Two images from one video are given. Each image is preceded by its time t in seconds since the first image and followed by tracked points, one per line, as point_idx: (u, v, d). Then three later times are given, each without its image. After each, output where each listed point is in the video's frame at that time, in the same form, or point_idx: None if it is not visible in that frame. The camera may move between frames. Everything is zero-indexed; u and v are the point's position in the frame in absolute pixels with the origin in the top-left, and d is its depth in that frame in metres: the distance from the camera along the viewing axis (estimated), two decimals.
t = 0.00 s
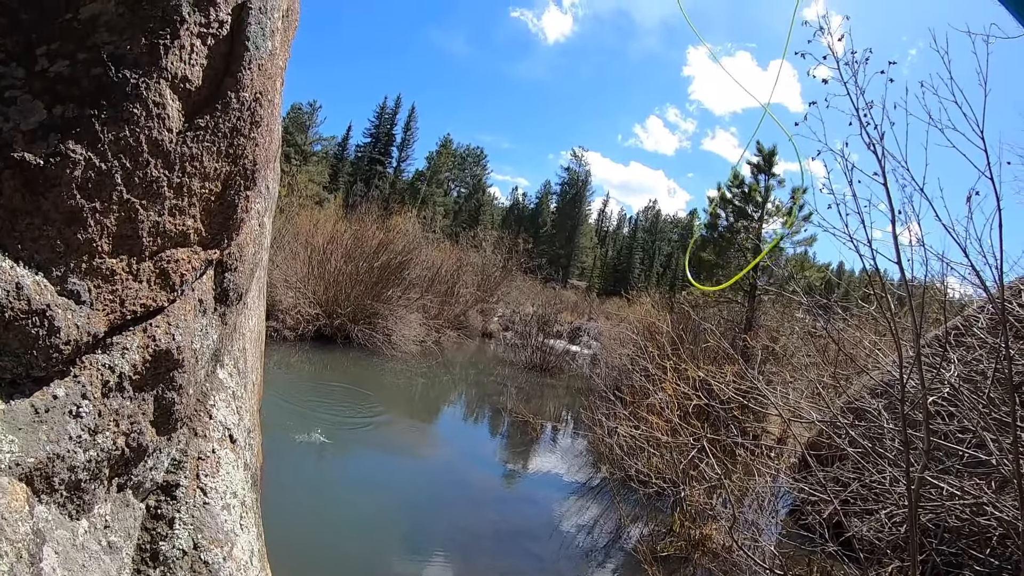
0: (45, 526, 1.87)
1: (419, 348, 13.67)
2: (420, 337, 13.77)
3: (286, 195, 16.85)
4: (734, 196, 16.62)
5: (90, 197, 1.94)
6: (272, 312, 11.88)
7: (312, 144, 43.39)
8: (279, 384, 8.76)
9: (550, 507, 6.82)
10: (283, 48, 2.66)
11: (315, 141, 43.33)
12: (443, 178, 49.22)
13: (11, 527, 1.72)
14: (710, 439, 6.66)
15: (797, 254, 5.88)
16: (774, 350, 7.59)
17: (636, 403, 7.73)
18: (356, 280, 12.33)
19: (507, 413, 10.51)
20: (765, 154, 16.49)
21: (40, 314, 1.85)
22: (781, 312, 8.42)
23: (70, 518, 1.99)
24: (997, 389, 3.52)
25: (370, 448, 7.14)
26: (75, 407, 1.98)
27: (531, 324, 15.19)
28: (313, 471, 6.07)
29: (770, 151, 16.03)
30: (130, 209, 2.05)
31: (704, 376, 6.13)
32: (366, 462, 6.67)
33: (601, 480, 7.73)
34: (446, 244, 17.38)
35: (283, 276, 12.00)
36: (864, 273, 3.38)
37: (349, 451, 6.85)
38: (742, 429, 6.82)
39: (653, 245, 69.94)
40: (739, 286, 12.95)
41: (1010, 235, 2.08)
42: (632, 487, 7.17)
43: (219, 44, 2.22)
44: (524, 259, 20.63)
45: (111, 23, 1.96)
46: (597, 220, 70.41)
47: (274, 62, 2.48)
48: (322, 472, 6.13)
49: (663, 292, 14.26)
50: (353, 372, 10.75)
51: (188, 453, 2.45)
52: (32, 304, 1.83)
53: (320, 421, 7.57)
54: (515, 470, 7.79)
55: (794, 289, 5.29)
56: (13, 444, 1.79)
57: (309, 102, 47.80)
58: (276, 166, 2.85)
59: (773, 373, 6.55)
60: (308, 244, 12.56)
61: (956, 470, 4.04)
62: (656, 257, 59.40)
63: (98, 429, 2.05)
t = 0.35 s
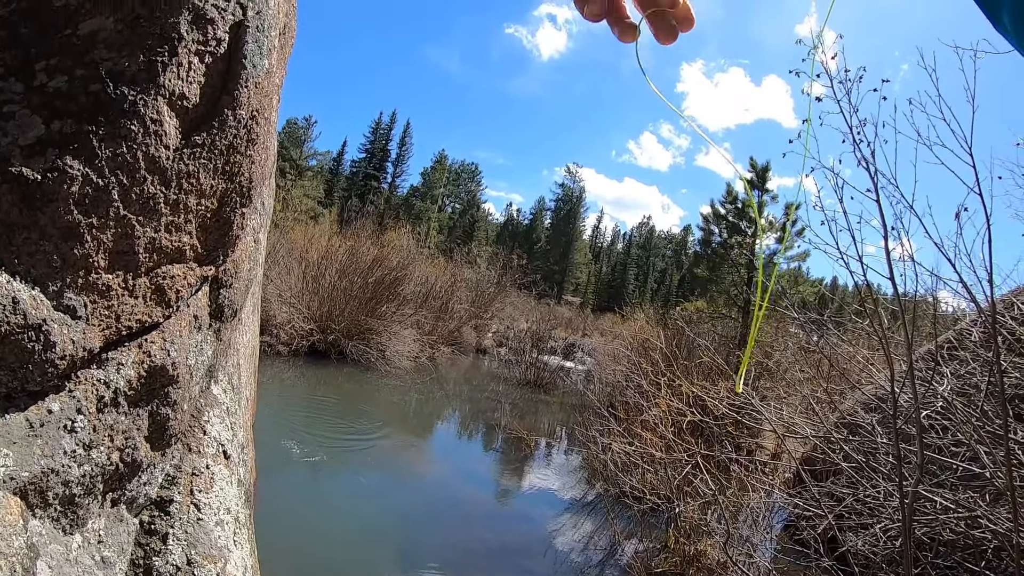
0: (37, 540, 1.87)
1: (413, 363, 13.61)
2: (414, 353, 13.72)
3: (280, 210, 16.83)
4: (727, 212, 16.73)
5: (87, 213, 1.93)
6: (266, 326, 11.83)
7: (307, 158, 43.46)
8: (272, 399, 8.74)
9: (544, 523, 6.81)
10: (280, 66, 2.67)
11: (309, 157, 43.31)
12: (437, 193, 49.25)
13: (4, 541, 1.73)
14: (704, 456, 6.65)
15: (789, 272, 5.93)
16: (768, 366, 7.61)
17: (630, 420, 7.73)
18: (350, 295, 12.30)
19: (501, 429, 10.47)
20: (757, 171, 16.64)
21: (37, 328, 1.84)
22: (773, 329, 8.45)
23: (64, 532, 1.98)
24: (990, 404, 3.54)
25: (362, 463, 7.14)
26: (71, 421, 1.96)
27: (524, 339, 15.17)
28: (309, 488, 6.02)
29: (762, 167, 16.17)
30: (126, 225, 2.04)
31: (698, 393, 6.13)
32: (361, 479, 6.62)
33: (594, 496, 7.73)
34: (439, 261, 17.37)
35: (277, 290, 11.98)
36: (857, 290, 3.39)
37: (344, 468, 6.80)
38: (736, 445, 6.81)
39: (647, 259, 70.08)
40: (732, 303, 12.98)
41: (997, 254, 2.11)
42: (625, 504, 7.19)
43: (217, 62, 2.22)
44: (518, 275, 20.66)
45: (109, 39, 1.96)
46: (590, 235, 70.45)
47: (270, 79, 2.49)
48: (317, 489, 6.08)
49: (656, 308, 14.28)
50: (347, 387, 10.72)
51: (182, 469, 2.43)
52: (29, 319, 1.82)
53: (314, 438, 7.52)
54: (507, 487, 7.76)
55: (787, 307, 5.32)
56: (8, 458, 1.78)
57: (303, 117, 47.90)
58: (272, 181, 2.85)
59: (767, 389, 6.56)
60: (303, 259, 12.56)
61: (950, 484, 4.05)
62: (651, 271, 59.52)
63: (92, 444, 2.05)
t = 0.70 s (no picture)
0: (28, 552, 1.85)
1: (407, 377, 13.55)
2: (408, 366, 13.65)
3: (275, 222, 16.81)
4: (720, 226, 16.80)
5: (81, 224, 1.93)
6: (259, 339, 11.75)
7: (302, 170, 43.43)
8: (265, 411, 8.72)
9: (537, 537, 6.79)
10: (275, 79, 2.68)
11: (303, 168, 43.24)
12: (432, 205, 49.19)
13: None
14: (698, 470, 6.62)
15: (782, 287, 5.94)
16: (761, 380, 7.60)
17: (623, 434, 7.73)
18: (344, 308, 12.26)
19: (495, 442, 10.44)
20: (750, 185, 16.74)
21: (28, 339, 1.83)
22: (767, 343, 8.46)
23: (54, 544, 1.95)
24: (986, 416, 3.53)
25: (355, 475, 7.11)
26: (62, 433, 1.95)
27: (518, 353, 15.14)
28: (301, 502, 5.95)
29: (755, 182, 16.26)
30: (120, 236, 2.04)
31: (692, 408, 6.12)
32: (356, 493, 6.56)
33: (588, 510, 7.70)
34: (433, 274, 17.37)
35: (271, 302, 11.93)
36: (850, 303, 3.40)
37: (337, 482, 6.73)
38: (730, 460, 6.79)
39: (642, 272, 70.00)
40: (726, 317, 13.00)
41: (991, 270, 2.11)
42: (619, 518, 7.15)
43: (212, 75, 2.23)
44: (513, 288, 20.63)
45: (106, 50, 1.98)
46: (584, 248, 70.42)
47: (266, 93, 2.50)
48: (311, 504, 6.01)
49: (650, 321, 14.28)
50: (340, 400, 10.69)
51: (173, 482, 2.41)
52: (20, 329, 1.81)
53: (308, 451, 7.45)
54: (500, 501, 7.72)
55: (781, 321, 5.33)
56: None
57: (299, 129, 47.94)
58: (266, 195, 2.84)
59: (761, 403, 6.55)
60: (297, 271, 12.53)
61: (945, 495, 4.05)
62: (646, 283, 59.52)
63: (83, 456, 2.02)
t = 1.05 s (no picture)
0: (20, 558, 1.83)
1: (399, 384, 13.52)
2: (401, 372, 13.63)
3: (267, 227, 16.77)
4: (712, 233, 16.86)
5: (74, 228, 1.93)
6: (251, 345, 11.74)
7: (295, 176, 43.41)
8: (257, 417, 8.71)
9: (530, 543, 6.78)
10: (269, 84, 2.68)
11: (296, 174, 43.13)
12: (426, 210, 49.17)
13: None
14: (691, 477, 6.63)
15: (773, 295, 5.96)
16: (753, 387, 7.63)
17: (616, 440, 7.74)
18: (337, 315, 12.25)
19: (487, 449, 10.43)
20: (742, 192, 16.84)
21: (20, 343, 1.83)
22: (759, 350, 8.49)
23: (46, 550, 1.94)
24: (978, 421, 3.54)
25: (348, 481, 7.11)
26: (54, 438, 1.93)
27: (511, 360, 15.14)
28: (294, 508, 5.95)
29: (748, 190, 16.34)
30: (114, 241, 2.03)
31: (684, 414, 6.12)
32: (350, 501, 6.52)
33: (581, 517, 7.69)
34: (426, 281, 17.39)
35: (264, 308, 11.90)
36: (844, 309, 3.42)
37: (330, 489, 6.70)
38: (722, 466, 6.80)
39: (634, 281, 70.06)
40: (717, 323, 13.03)
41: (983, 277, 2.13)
42: (613, 524, 7.17)
43: (207, 80, 2.23)
44: (506, 295, 20.63)
45: (100, 54, 1.99)
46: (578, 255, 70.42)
47: (260, 98, 2.49)
48: (305, 511, 5.99)
49: (643, 328, 14.32)
50: (332, 406, 10.67)
51: (166, 488, 2.40)
52: (13, 334, 1.81)
53: (302, 459, 7.40)
54: (493, 508, 7.70)
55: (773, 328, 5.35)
56: None
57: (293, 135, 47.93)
58: (261, 200, 2.83)
59: (753, 410, 6.56)
60: (290, 277, 12.51)
61: (939, 501, 4.07)
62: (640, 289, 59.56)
63: (75, 462, 2.01)
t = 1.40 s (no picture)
0: (10, 563, 1.82)
1: (392, 387, 13.50)
2: (394, 375, 13.61)
3: (260, 229, 16.70)
4: (706, 235, 16.90)
5: (65, 230, 1.93)
6: (244, 348, 11.70)
7: (288, 178, 43.26)
8: (250, 420, 8.70)
9: (524, 545, 6.78)
10: (261, 85, 2.66)
11: (288, 176, 43.03)
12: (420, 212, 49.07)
13: None
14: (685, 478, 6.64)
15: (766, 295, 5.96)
16: (747, 387, 7.64)
17: (610, 442, 7.74)
18: (330, 318, 12.21)
19: (481, 452, 10.42)
20: (735, 194, 16.88)
21: (11, 347, 1.82)
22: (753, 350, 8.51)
23: (36, 555, 1.92)
24: (972, 421, 3.55)
25: (341, 484, 7.10)
26: (45, 442, 1.92)
27: (504, 362, 15.14)
28: (286, 511, 5.94)
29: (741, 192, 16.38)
30: (105, 243, 2.02)
31: (678, 415, 6.11)
32: (346, 504, 6.51)
33: (576, 519, 7.70)
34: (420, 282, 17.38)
35: (257, 311, 11.84)
36: (836, 310, 3.44)
37: (323, 492, 6.70)
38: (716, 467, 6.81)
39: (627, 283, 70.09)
40: (710, 324, 13.06)
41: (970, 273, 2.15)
42: (608, 526, 7.10)
43: (199, 81, 2.22)
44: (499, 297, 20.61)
45: (91, 55, 1.99)
46: (572, 257, 70.46)
47: (252, 100, 2.48)
48: (297, 513, 5.98)
49: (636, 330, 14.34)
50: (326, 409, 10.65)
51: (158, 492, 2.38)
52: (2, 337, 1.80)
53: (295, 463, 7.38)
54: (487, 510, 7.70)
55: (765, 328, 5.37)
56: None
57: (286, 137, 47.80)
58: (253, 202, 2.83)
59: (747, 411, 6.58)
60: (283, 280, 12.46)
61: (932, 500, 4.08)
62: (634, 290, 59.58)
63: (67, 466, 2.00)
